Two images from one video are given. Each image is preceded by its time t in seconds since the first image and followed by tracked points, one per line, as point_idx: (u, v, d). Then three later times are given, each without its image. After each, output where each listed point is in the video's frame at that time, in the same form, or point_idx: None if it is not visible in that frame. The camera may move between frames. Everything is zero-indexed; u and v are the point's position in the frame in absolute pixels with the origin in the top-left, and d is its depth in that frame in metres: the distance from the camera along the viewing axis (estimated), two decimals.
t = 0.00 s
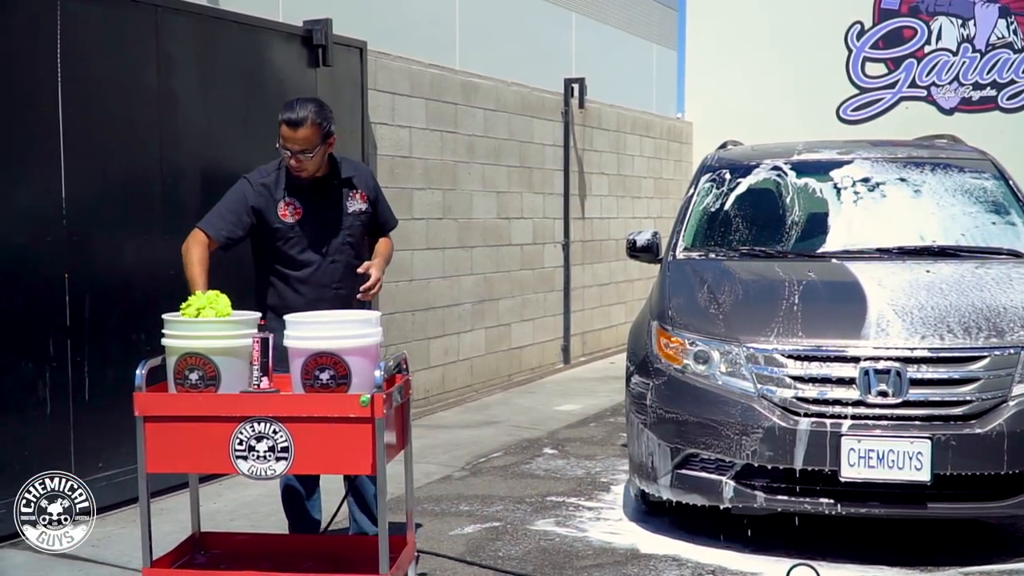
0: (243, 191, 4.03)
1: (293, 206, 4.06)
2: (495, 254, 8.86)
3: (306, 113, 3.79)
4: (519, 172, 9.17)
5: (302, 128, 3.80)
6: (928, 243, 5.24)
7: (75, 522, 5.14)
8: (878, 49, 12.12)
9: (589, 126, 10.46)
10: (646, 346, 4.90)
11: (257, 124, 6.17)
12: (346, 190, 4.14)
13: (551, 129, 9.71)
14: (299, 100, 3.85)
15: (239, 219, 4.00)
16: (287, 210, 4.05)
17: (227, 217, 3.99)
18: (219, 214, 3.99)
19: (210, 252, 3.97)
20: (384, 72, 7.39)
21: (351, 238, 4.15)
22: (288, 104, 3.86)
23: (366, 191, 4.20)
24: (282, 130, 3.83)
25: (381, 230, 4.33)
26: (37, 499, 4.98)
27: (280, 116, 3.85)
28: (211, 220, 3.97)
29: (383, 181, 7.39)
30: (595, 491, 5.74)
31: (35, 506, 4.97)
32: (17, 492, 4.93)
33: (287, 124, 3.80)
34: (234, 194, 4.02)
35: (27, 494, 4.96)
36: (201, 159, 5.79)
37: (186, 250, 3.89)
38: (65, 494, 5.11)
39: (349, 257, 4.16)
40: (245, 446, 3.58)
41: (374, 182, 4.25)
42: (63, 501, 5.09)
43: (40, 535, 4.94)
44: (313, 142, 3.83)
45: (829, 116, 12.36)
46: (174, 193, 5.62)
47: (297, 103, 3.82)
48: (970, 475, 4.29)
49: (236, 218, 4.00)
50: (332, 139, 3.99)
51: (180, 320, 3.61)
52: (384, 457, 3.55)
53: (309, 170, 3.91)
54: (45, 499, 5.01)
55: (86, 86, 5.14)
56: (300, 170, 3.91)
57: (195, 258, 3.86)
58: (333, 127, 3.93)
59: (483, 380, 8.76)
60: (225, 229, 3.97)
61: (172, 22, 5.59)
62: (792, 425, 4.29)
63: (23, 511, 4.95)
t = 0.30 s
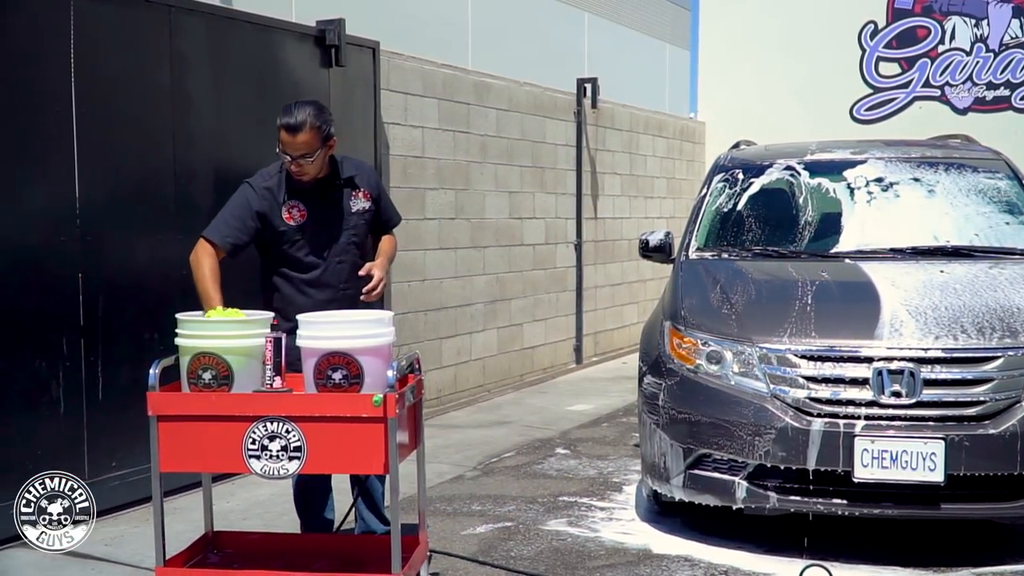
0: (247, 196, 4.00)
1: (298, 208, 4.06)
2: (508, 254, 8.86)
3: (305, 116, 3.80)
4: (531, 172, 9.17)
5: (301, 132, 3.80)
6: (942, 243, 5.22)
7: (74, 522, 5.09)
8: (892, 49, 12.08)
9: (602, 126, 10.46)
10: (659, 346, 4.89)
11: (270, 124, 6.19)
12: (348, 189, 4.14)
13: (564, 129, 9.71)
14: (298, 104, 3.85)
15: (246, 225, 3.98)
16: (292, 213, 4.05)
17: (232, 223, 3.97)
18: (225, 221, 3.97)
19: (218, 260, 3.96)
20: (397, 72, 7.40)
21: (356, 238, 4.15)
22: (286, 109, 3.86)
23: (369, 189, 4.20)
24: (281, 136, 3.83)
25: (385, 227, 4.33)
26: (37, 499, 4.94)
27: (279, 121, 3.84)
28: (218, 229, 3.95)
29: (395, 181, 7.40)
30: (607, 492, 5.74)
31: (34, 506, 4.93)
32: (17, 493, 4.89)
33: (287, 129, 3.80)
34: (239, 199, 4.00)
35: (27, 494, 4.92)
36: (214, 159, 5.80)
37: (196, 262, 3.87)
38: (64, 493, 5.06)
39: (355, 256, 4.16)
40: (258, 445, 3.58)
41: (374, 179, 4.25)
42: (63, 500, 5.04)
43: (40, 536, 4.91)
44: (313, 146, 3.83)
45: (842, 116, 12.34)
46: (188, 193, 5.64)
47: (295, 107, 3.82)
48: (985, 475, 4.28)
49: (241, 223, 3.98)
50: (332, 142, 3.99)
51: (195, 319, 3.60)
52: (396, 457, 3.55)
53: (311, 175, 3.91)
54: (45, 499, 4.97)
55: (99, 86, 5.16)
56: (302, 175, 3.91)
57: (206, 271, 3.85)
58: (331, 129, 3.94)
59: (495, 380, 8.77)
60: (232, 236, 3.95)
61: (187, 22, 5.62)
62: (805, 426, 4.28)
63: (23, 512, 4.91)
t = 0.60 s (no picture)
0: (250, 200, 4.01)
1: (302, 211, 4.06)
2: (515, 253, 8.87)
3: (305, 119, 3.80)
4: (539, 172, 9.17)
5: (302, 135, 3.81)
6: (950, 243, 5.21)
7: (74, 522, 5.07)
8: (899, 49, 12.06)
9: (609, 126, 10.46)
10: (666, 346, 4.89)
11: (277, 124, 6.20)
12: (350, 190, 4.14)
13: (571, 129, 9.71)
14: (299, 107, 3.85)
15: (250, 229, 3.99)
16: (294, 215, 4.05)
17: (237, 228, 3.98)
18: (229, 226, 3.97)
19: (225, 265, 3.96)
20: (404, 72, 7.41)
21: (360, 239, 4.15)
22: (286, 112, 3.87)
23: (371, 189, 4.20)
24: (282, 139, 3.83)
25: (387, 227, 4.33)
26: (37, 499, 4.91)
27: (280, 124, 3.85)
28: (222, 233, 3.95)
29: (402, 181, 7.41)
30: (614, 492, 5.73)
31: (35, 506, 4.90)
32: (17, 493, 4.85)
33: (287, 133, 3.80)
34: (242, 203, 4.01)
35: (27, 494, 4.88)
36: (221, 158, 5.81)
37: (204, 267, 3.87)
38: (64, 494, 5.04)
39: (358, 258, 4.17)
40: (266, 444, 3.59)
41: (376, 178, 4.25)
42: (62, 500, 5.01)
43: (40, 536, 4.89)
44: (314, 149, 3.84)
45: (849, 116, 12.31)
46: (195, 193, 5.65)
47: (295, 110, 3.83)
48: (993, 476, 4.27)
49: (246, 227, 3.99)
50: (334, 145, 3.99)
51: (206, 319, 3.59)
52: (403, 457, 3.55)
53: (312, 178, 3.92)
54: (45, 499, 4.94)
55: (106, 86, 5.16)
56: (303, 178, 3.91)
57: (214, 275, 3.86)
58: (333, 132, 3.93)
59: (502, 380, 8.77)
60: (236, 240, 3.96)
61: (193, 23, 5.62)
62: (812, 426, 4.27)
63: (23, 512, 4.88)
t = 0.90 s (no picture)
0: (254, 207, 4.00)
1: (304, 216, 4.06)
2: (519, 253, 8.87)
3: (305, 125, 3.80)
4: (543, 172, 9.17)
5: (301, 142, 3.81)
6: (955, 244, 5.21)
7: (74, 522, 5.07)
8: (904, 49, 12.05)
9: (613, 126, 10.45)
10: (670, 346, 4.89)
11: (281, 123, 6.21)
12: (351, 194, 4.13)
13: (575, 129, 9.72)
14: (298, 114, 3.85)
15: (255, 236, 3.98)
16: (297, 220, 4.05)
17: (242, 236, 3.97)
18: (234, 234, 3.96)
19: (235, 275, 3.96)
20: (408, 73, 7.41)
21: (361, 241, 4.16)
22: (285, 119, 3.86)
23: (372, 192, 4.19)
24: (282, 147, 3.83)
25: (389, 228, 4.33)
26: (37, 499, 4.90)
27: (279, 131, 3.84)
28: (228, 241, 3.94)
29: (406, 181, 7.41)
30: (618, 492, 5.73)
31: (34, 506, 4.89)
32: (17, 493, 4.84)
33: (286, 140, 3.80)
34: (246, 211, 4.00)
35: (27, 494, 4.88)
36: (225, 158, 5.82)
37: (211, 278, 3.87)
38: (64, 494, 5.02)
39: (360, 261, 4.17)
40: (270, 445, 3.59)
41: (376, 181, 4.24)
42: (63, 501, 5.00)
43: (40, 536, 4.88)
44: (314, 156, 3.84)
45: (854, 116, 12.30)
46: (200, 193, 5.66)
47: (294, 117, 3.83)
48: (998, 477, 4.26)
49: (251, 234, 3.99)
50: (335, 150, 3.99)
51: (209, 318, 3.60)
52: (407, 457, 3.55)
53: (313, 184, 3.92)
54: (45, 499, 4.93)
55: (110, 86, 5.16)
56: (304, 185, 3.91)
57: (221, 285, 3.86)
58: (332, 137, 3.94)
59: (506, 380, 8.77)
60: (242, 247, 3.95)
61: (197, 23, 5.62)
62: (816, 426, 4.27)
63: (23, 512, 4.87)
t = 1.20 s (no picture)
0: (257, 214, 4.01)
1: (305, 220, 4.07)
2: (521, 254, 8.87)
3: (303, 129, 3.80)
4: (545, 172, 9.17)
5: (300, 146, 3.81)
6: (957, 244, 5.20)
7: (74, 522, 5.06)
8: (906, 49, 12.03)
9: (615, 127, 10.45)
10: (672, 346, 4.89)
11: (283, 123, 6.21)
12: (352, 196, 4.13)
13: (577, 129, 9.72)
14: (296, 118, 3.85)
15: (260, 242, 3.99)
16: (300, 224, 4.07)
17: (248, 242, 3.97)
18: (240, 241, 3.97)
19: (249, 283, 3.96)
20: (410, 73, 7.41)
21: (361, 243, 4.16)
22: (284, 124, 3.86)
23: (371, 194, 4.19)
24: (281, 151, 3.83)
25: (389, 228, 4.33)
26: (37, 499, 4.90)
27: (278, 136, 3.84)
28: (235, 249, 3.96)
29: (408, 182, 7.40)
30: (620, 492, 5.73)
31: (35, 506, 4.89)
32: (17, 493, 4.84)
33: (285, 144, 3.80)
34: (250, 218, 4.01)
35: (28, 494, 4.87)
36: (227, 159, 5.82)
37: (226, 288, 3.88)
38: (65, 494, 5.02)
39: (360, 263, 4.17)
40: (272, 444, 3.59)
41: (376, 183, 4.24)
42: (63, 501, 5.00)
43: (40, 536, 4.88)
44: (313, 159, 3.84)
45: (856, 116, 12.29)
46: (201, 192, 5.66)
47: (293, 120, 3.82)
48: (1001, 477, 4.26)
49: (257, 240, 3.99)
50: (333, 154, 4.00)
51: (211, 318, 3.61)
52: (409, 457, 3.55)
53: (313, 188, 3.92)
54: (45, 499, 4.93)
55: (111, 86, 5.16)
56: (303, 189, 3.92)
57: (237, 295, 3.87)
58: (330, 141, 3.95)
59: (508, 380, 8.77)
60: (248, 254, 3.96)
61: (199, 23, 5.62)
62: (819, 426, 4.27)
63: (23, 512, 4.87)
